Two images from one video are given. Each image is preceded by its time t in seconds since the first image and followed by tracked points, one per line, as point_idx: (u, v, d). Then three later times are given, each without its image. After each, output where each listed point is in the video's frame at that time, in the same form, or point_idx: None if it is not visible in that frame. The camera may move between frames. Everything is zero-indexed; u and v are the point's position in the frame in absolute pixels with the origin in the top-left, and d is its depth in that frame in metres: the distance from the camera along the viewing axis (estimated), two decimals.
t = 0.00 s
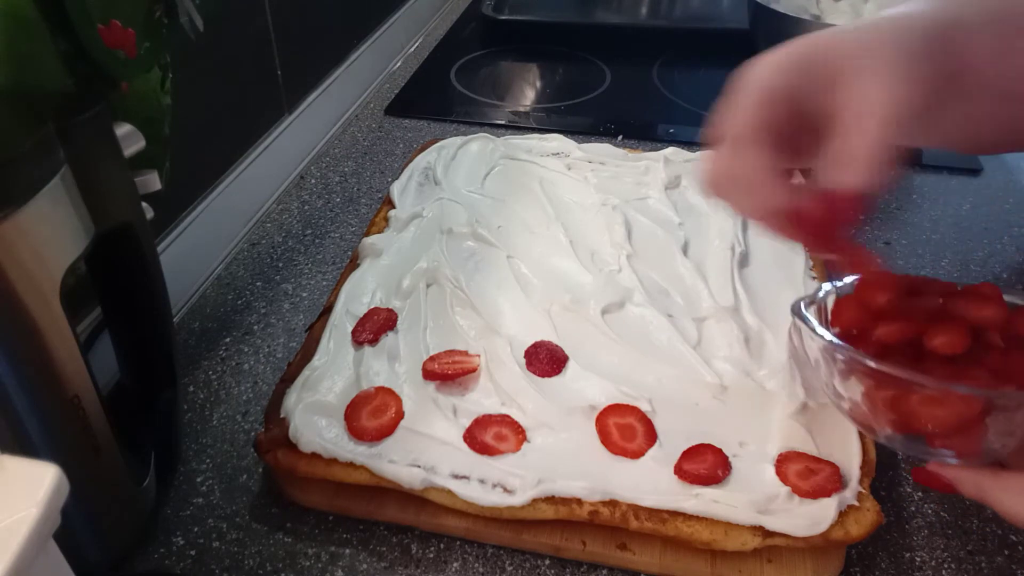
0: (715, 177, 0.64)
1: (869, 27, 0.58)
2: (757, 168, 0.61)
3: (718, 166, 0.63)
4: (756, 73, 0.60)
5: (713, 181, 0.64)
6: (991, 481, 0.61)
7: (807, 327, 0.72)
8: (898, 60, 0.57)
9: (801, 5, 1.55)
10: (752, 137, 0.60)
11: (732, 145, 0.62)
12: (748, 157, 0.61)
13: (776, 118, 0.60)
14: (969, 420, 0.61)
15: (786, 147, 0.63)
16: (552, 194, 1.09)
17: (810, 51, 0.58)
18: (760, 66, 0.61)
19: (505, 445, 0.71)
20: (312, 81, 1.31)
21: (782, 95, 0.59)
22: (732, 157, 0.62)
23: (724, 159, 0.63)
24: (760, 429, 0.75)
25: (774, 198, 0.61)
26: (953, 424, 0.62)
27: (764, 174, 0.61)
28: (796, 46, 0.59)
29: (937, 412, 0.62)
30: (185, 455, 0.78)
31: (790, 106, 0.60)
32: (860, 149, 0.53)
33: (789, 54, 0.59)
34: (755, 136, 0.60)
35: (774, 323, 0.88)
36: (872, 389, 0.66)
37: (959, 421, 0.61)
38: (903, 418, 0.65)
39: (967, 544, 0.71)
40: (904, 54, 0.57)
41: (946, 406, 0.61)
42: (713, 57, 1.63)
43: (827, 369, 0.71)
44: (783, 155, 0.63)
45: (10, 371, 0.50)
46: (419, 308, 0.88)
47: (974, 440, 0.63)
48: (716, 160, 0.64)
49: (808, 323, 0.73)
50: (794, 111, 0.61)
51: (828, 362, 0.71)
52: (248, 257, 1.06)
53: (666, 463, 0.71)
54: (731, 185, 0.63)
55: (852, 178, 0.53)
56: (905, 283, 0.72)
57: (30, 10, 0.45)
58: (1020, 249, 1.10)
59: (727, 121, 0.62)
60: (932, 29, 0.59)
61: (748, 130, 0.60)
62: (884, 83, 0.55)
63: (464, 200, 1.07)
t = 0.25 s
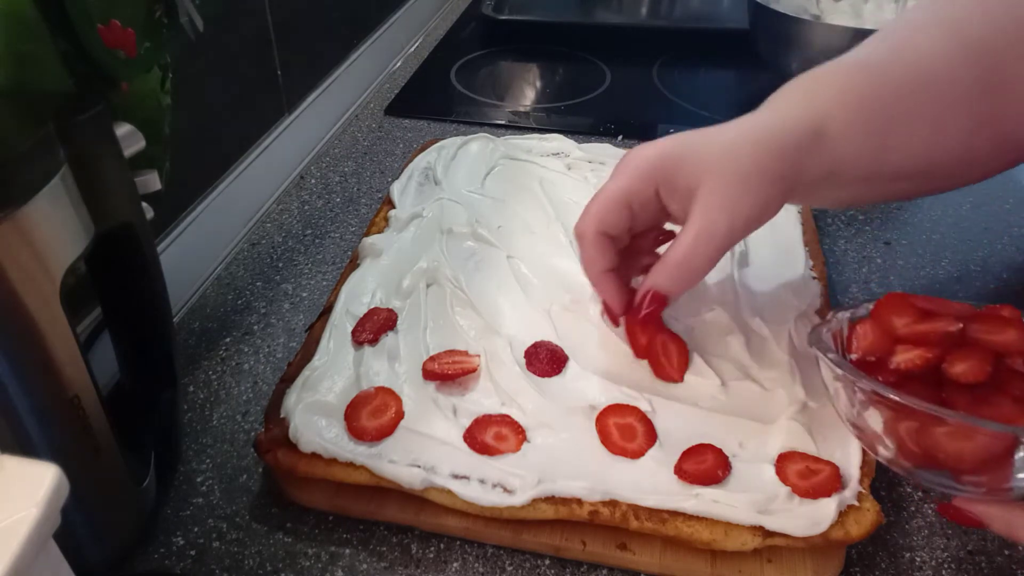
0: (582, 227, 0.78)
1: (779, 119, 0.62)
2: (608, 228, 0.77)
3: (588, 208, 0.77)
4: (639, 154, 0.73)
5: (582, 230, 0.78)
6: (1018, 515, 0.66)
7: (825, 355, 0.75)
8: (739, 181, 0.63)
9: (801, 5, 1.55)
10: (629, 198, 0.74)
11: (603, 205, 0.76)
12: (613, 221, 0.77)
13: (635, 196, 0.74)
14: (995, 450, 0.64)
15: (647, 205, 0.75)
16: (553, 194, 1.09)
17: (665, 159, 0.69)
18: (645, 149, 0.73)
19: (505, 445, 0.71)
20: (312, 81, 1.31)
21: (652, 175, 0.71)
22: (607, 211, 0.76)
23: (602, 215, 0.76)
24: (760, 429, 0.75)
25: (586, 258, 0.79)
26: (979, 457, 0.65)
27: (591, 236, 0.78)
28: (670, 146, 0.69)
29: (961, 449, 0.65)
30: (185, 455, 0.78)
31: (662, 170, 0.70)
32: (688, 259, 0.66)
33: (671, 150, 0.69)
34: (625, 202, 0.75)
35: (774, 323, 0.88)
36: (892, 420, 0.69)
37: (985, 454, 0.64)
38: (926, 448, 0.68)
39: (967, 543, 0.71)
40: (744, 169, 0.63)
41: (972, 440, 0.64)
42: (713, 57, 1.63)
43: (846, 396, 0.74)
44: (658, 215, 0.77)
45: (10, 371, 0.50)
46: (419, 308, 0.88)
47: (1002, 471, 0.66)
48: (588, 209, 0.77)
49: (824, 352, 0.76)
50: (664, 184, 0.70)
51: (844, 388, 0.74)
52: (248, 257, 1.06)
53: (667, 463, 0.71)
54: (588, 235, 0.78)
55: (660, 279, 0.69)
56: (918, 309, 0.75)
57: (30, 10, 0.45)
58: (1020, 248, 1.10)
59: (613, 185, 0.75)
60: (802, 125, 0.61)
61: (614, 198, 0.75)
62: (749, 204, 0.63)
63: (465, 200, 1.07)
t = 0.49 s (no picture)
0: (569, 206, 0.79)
1: (780, 135, 0.66)
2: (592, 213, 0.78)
3: (575, 193, 0.78)
4: (639, 150, 0.73)
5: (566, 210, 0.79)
6: None
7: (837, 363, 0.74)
8: (737, 195, 0.65)
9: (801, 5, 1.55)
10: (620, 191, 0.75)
11: (592, 192, 0.77)
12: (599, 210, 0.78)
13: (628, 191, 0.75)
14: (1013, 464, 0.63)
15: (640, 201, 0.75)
16: (553, 194, 1.09)
17: (667, 159, 0.70)
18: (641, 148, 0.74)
19: (505, 445, 0.71)
20: (312, 81, 1.31)
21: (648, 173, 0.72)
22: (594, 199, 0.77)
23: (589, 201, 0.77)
24: (760, 428, 0.75)
25: (567, 237, 0.80)
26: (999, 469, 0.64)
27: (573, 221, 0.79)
28: (671, 147, 0.70)
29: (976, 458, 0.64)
30: (185, 455, 0.78)
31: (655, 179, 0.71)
32: (677, 270, 0.68)
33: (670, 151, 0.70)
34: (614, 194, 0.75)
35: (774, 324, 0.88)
36: (905, 429, 0.68)
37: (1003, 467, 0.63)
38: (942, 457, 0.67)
39: (967, 543, 0.71)
40: (745, 184, 0.65)
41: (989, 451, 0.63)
42: (713, 57, 1.63)
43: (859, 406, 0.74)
44: (646, 211, 0.77)
45: (10, 370, 0.50)
46: (419, 308, 0.88)
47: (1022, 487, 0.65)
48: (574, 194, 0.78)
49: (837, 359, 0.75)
50: (661, 187, 0.71)
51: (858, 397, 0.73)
52: (248, 257, 1.06)
53: (667, 463, 0.71)
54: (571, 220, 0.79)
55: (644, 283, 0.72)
56: (931, 317, 0.75)
57: (30, 9, 0.45)
58: (1020, 249, 1.10)
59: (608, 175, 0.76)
60: (803, 142, 0.65)
61: (604, 189, 0.76)
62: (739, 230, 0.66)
63: (465, 201, 1.07)
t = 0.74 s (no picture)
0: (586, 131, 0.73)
1: (807, 97, 0.60)
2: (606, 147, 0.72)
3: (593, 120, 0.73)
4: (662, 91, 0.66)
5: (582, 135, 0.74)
6: None
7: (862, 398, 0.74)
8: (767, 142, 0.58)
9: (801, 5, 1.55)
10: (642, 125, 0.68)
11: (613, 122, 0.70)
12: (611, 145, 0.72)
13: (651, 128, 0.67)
14: None
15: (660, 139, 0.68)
16: (553, 193, 1.09)
17: (695, 100, 0.63)
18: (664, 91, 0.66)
19: (505, 445, 0.71)
20: (312, 81, 1.31)
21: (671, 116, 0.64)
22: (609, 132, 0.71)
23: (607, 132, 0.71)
24: (761, 428, 0.75)
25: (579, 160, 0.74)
26: None
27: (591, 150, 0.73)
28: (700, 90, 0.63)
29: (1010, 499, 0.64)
30: (185, 455, 0.78)
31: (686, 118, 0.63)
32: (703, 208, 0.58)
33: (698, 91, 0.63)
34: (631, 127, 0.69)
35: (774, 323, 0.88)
36: (936, 468, 0.68)
37: None
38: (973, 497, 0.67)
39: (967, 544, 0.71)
40: (775, 139, 0.58)
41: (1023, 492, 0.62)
42: (713, 57, 1.63)
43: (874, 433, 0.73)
44: (666, 155, 0.70)
45: (10, 370, 0.50)
46: (419, 308, 0.88)
47: None
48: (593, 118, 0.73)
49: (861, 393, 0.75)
50: (683, 128, 0.64)
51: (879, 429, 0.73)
52: (248, 257, 1.06)
53: (667, 463, 0.71)
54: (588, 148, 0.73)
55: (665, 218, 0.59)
56: (954, 344, 0.75)
57: (30, 9, 0.45)
58: (1020, 248, 1.10)
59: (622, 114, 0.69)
60: (827, 107, 0.60)
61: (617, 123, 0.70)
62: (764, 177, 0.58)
63: (465, 201, 1.07)
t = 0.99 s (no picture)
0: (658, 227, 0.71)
1: (873, 141, 0.57)
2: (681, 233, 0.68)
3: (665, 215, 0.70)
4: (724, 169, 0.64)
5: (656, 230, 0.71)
6: None
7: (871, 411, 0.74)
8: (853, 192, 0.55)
9: (801, 5, 1.55)
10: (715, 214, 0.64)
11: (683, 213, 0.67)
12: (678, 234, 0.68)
13: (725, 212, 0.64)
14: None
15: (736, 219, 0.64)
16: (553, 194, 1.09)
17: (764, 169, 0.60)
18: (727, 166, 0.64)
19: (505, 445, 0.71)
20: (313, 81, 1.31)
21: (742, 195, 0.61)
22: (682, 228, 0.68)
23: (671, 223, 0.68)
24: (760, 428, 0.75)
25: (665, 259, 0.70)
26: None
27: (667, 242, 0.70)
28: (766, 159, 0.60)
29: None
30: (185, 455, 0.78)
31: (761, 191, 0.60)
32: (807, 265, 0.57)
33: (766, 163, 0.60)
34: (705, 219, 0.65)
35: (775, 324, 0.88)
36: (954, 485, 0.67)
37: None
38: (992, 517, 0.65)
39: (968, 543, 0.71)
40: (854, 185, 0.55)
41: None
42: (713, 57, 1.63)
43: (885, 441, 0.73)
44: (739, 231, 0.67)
45: (10, 371, 0.50)
46: (419, 308, 0.88)
47: None
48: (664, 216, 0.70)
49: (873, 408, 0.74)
50: (759, 202, 0.61)
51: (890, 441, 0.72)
52: (248, 257, 1.06)
53: (666, 462, 0.71)
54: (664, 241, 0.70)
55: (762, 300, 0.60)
56: (970, 358, 0.74)
57: (30, 10, 0.45)
58: (1020, 248, 1.10)
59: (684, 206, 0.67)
60: (889, 147, 0.57)
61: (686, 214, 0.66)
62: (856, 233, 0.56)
63: (465, 201, 1.07)
